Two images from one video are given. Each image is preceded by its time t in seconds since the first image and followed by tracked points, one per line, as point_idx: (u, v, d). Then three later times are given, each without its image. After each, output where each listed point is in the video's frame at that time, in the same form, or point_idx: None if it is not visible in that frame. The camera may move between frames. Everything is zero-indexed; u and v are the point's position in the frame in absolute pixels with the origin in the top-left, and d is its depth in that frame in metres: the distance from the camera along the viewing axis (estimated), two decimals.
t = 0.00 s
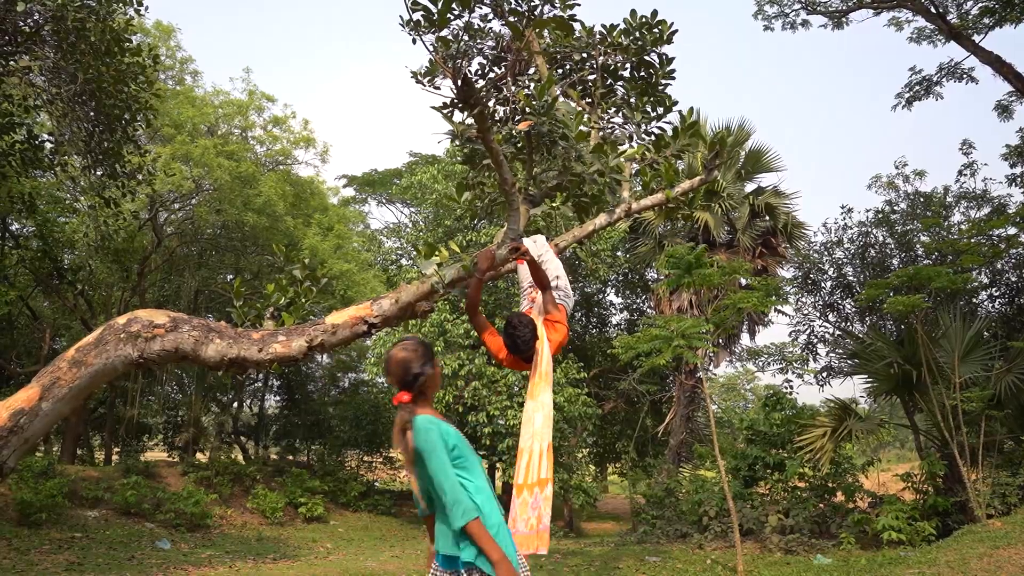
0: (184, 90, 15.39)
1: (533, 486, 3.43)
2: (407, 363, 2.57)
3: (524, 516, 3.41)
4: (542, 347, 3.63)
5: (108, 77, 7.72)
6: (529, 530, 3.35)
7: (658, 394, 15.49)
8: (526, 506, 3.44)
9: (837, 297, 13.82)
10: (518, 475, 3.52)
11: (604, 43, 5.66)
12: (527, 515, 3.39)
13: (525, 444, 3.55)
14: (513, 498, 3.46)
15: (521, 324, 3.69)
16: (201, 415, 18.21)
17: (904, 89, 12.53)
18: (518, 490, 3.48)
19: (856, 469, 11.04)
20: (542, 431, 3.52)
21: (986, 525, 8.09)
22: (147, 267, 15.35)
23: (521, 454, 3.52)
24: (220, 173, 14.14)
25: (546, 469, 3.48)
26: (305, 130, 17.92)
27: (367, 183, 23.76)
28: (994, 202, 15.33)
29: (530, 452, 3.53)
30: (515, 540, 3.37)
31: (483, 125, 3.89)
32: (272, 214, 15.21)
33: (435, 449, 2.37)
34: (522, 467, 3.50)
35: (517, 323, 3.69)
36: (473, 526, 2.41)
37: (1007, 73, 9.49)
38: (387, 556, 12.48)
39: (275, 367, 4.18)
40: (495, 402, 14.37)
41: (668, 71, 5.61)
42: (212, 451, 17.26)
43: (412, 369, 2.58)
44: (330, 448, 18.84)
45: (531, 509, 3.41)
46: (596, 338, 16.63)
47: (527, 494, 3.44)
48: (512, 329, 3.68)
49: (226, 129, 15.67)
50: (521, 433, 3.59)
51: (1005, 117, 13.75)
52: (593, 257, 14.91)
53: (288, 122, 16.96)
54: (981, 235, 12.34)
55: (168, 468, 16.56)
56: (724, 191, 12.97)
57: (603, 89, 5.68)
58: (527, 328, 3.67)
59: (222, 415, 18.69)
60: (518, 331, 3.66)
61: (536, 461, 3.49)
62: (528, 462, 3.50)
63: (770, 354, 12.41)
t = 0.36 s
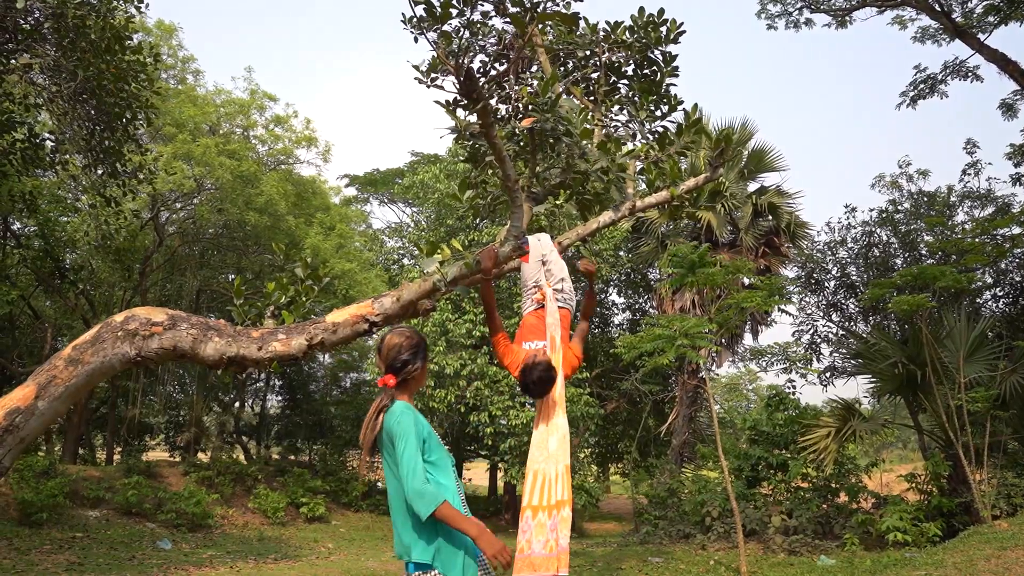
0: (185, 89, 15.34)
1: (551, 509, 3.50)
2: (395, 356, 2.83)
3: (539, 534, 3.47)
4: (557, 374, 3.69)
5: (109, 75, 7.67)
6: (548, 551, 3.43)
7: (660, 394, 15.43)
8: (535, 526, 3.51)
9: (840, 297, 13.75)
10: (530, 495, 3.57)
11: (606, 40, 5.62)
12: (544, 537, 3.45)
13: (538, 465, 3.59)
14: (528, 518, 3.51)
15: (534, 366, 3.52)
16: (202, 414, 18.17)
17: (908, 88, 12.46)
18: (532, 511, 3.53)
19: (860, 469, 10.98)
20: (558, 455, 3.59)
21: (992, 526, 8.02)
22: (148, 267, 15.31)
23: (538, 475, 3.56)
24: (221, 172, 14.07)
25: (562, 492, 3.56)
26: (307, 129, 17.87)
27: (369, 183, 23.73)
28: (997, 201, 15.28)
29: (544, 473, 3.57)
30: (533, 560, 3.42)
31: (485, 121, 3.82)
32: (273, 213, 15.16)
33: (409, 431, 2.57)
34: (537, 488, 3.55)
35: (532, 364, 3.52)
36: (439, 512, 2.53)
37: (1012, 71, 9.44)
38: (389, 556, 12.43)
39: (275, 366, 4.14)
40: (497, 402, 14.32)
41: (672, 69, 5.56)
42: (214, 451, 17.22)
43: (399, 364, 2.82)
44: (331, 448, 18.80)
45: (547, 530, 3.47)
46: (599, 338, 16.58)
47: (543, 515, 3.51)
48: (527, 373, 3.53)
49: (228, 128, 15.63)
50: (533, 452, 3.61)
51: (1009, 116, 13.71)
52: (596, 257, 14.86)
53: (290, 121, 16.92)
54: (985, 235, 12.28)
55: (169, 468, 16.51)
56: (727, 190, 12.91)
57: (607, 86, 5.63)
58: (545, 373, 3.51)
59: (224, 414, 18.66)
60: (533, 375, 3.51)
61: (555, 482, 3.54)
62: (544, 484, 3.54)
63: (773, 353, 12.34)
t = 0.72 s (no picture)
0: (187, 89, 15.33)
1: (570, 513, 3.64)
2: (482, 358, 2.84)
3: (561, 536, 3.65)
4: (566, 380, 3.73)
5: (111, 75, 7.69)
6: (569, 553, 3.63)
7: (662, 395, 15.41)
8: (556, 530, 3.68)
9: (842, 297, 13.73)
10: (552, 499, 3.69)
11: (608, 40, 5.61)
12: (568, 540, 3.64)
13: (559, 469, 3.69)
14: (555, 523, 3.64)
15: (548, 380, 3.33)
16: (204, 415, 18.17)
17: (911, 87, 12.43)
18: (556, 515, 3.66)
19: (862, 469, 10.96)
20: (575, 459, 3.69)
21: (996, 526, 8.00)
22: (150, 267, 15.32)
23: (563, 481, 3.67)
24: (223, 173, 14.05)
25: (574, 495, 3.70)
26: (309, 130, 17.86)
27: (370, 184, 23.72)
28: (1000, 201, 15.26)
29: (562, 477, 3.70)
30: (562, 564, 3.61)
31: (485, 119, 3.82)
32: (275, 213, 15.14)
33: (475, 436, 2.59)
34: (560, 493, 3.67)
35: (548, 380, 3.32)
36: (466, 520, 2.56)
37: (1015, 70, 9.41)
38: (390, 557, 12.42)
39: (277, 366, 4.14)
40: (499, 402, 14.32)
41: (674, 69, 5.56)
42: (216, 451, 17.23)
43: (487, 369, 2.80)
44: (333, 448, 18.79)
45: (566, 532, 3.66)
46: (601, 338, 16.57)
47: (565, 519, 3.65)
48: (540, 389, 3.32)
49: (230, 128, 15.62)
50: (552, 457, 3.72)
51: (1012, 116, 13.68)
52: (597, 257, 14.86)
53: (292, 121, 16.92)
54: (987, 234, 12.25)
55: (171, 468, 16.51)
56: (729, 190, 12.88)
57: (609, 86, 5.62)
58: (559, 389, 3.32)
59: (226, 414, 18.66)
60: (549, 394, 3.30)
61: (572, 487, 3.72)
62: (564, 490, 3.67)
63: (776, 353, 12.32)
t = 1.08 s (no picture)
0: (188, 90, 15.33)
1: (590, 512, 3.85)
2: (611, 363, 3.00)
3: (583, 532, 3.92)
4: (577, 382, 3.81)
5: (113, 77, 7.72)
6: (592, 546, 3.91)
7: (663, 395, 15.41)
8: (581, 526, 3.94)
9: (843, 297, 13.74)
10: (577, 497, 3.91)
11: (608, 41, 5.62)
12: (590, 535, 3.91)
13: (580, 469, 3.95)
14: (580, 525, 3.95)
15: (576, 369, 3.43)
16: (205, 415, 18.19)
17: (912, 87, 12.42)
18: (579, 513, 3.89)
19: (863, 469, 10.96)
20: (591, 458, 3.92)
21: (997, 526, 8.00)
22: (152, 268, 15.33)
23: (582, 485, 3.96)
24: (224, 174, 14.05)
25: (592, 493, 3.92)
26: (310, 130, 17.86)
27: (372, 184, 23.72)
28: (1001, 201, 15.25)
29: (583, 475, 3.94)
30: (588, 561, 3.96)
31: (486, 119, 3.83)
32: (276, 214, 15.14)
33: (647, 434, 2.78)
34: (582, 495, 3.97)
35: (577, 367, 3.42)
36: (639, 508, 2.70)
37: (1016, 70, 9.41)
38: (392, 557, 12.43)
39: (278, 367, 4.16)
40: (500, 403, 14.34)
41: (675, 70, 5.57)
42: (217, 451, 17.24)
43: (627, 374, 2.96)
44: (334, 449, 18.80)
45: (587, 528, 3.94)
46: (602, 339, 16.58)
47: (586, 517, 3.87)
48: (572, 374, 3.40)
49: (231, 129, 15.61)
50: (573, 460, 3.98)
51: (1013, 116, 13.67)
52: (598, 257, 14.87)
53: (293, 122, 16.92)
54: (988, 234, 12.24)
55: (173, 469, 16.52)
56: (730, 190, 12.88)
57: (610, 87, 5.63)
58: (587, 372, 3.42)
59: (227, 415, 18.66)
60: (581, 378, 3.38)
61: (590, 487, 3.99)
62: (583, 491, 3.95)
63: (777, 353, 12.33)
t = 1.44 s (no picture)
0: (182, 87, 15.20)
1: (598, 517, 3.81)
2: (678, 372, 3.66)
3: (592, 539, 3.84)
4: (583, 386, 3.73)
5: (106, 71, 7.60)
6: (600, 555, 3.82)
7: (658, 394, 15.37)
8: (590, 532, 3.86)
9: (839, 297, 13.75)
10: (584, 503, 3.85)
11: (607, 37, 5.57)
12: (597, 543, 3.81)
13: (584, 475, 3.83)
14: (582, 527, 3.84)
15: (591, 379, 3.43)
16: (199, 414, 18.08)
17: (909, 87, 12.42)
18: (585, 519, 3.84)
19: (859, 469, 10.95)
20: (599, 464, 3.81)
21: (995, 526, 7.99)
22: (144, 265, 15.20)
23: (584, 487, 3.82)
24: (218, 171, 13.95)
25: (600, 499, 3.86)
26: (304, 127, 17.74)
27: (366, 182, 23.62)
28: (996, 201, 15.27)
29: (589, 482, 3.83)
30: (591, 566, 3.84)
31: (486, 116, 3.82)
32: (271, 211, 15.04)
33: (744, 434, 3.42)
34: (585, 498, 3.84)
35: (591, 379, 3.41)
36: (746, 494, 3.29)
37: (1013, 70, 9.41)
38: (386, 557, 12.35)
39: (274, 364, 4.10)
40: (496, 402, 14.30)
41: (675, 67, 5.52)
42: (211, 450, 17.14)
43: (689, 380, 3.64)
44: (328, 448, 18.73)
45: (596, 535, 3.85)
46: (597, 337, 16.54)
47: (593, 522, 3.83)
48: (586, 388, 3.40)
49: (226, 126, 15.51)
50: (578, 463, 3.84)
51: (1008, 116, 13.69)
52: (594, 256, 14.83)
53: (287, 119, 16.81)
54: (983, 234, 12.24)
55: (166, 467, 16.42)
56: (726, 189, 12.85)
57: (609, 84, 5.59)
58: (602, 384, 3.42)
59: (221, 413, 18.55)
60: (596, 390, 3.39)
61: (596, 492, 3.81)
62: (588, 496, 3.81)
63: (773, 352, 12.31)
